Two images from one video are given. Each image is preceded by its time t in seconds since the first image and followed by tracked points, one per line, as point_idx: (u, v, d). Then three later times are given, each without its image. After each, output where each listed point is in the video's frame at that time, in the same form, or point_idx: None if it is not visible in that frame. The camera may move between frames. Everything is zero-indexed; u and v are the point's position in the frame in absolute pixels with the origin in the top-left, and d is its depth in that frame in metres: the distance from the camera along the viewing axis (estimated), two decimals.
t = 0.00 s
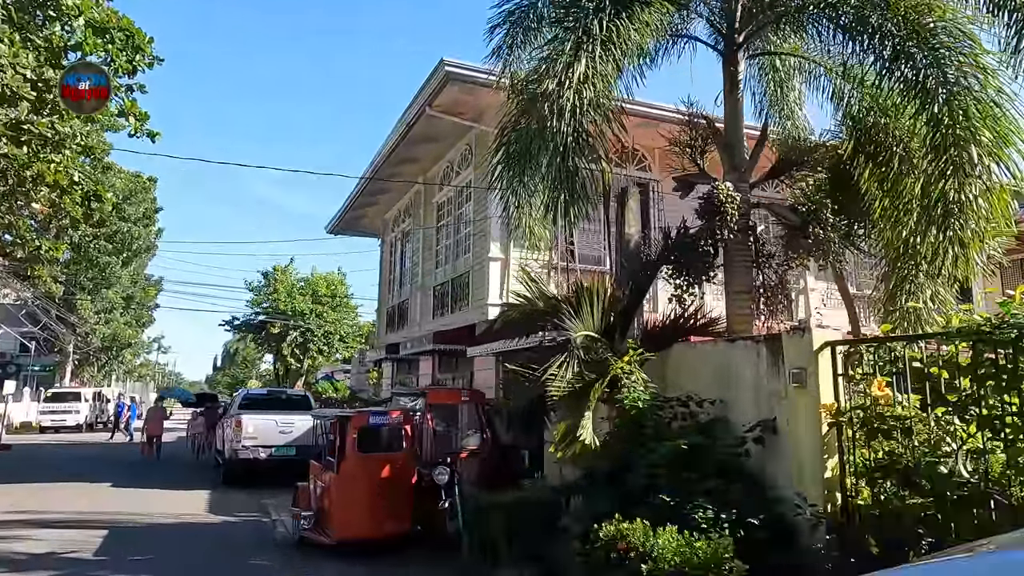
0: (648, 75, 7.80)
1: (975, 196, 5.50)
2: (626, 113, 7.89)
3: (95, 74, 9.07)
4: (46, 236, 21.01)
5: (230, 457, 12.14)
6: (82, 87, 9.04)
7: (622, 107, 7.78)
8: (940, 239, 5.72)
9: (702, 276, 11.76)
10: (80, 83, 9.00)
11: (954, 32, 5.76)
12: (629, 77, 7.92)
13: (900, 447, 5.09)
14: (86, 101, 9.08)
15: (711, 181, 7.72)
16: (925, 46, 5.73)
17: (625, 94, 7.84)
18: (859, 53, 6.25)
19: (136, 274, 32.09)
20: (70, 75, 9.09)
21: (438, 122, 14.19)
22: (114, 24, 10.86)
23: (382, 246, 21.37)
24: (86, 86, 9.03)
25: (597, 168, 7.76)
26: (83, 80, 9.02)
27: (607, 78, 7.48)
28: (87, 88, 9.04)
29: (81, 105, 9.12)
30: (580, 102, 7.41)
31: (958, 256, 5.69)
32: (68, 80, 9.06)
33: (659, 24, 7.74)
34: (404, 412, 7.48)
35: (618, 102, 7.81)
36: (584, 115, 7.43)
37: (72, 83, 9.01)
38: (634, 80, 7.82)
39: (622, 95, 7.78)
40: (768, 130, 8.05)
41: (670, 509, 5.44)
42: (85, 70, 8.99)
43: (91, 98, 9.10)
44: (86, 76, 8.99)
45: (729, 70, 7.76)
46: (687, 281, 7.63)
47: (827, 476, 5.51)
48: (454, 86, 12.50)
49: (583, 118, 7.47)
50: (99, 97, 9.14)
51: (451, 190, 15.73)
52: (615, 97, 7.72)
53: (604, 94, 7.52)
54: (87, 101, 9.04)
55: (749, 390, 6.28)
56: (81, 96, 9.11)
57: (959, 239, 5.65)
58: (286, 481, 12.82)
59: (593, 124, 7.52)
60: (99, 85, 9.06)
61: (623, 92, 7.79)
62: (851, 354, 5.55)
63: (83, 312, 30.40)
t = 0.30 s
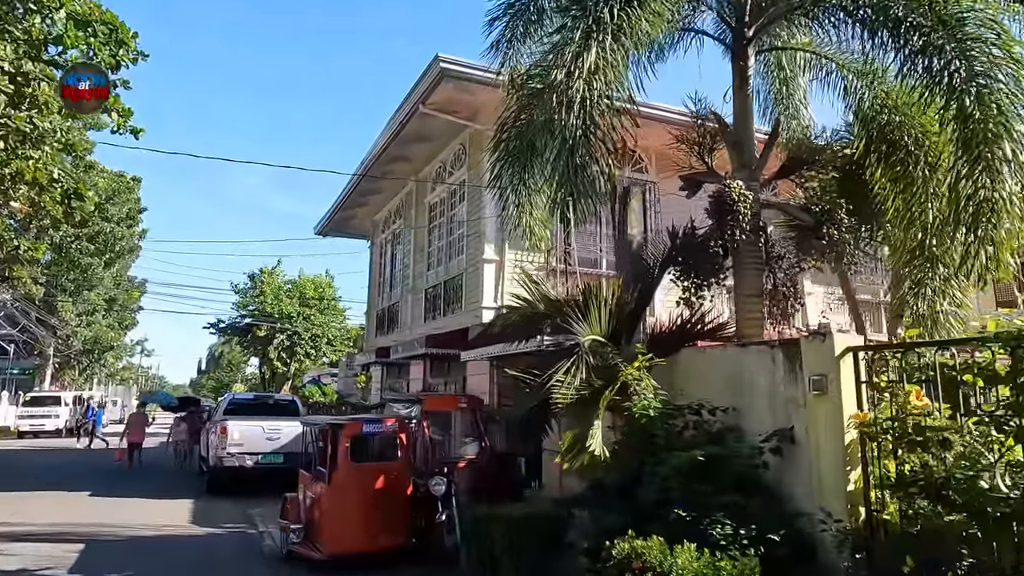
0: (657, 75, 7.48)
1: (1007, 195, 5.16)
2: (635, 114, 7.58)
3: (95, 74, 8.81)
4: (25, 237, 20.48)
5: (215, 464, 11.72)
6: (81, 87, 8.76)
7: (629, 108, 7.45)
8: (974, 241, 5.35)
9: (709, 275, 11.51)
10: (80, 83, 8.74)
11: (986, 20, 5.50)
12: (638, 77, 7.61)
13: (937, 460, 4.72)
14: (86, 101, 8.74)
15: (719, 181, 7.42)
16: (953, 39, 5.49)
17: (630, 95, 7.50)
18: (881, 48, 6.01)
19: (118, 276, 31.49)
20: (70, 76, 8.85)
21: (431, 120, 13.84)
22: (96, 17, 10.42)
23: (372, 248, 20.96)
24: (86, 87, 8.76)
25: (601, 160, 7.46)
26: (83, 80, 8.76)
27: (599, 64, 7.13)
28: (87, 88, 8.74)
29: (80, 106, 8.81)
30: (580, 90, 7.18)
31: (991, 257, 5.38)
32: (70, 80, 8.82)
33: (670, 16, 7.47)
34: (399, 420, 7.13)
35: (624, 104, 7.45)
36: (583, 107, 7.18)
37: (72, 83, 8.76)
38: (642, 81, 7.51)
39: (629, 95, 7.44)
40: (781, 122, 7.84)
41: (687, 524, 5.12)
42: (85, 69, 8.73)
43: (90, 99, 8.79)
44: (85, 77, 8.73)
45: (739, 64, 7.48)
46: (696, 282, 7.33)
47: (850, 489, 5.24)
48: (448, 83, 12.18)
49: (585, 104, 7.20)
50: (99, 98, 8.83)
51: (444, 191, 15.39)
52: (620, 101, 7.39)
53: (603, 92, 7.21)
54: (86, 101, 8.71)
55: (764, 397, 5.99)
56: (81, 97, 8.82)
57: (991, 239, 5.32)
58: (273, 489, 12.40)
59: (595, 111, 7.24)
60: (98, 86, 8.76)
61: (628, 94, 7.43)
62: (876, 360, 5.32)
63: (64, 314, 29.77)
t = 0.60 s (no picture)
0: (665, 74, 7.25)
1: None
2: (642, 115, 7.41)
3: (95, 74, 8.64)
4: (6, 237, 19.99)
5: (200, 470, 11.34)
6: (81, 86, 8.58)
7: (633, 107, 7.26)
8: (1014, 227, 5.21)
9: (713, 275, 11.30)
10: (80, 82, 8.56)
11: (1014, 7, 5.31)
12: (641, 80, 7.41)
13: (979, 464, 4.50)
14: (85, 100, 8.54)
15: (728, 175, 7.18)
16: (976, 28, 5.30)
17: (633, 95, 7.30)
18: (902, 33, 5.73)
19: (102, 278, 30.94)
20: (70, 75, 8.72)
21: (426, 117, 13.55)
22: (80, 9, 10.07)
23: (363, 248, 20.61)
24: (86, 86, 8.59)
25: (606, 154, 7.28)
26: (83, 80, 8.53)
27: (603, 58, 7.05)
28: (86, 87, 8.57)
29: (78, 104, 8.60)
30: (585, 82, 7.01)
31: None
32: (69, 80, 8.66)
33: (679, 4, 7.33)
34: (397, 423, 6.82)
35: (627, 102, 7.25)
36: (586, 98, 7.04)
37: (72, 82, 8.60)
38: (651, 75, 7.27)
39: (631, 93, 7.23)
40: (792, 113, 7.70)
41: (706, 533, 4.84)
42: (84, 69, 8.54)
43: (89, 95, 8.63)
44: (85, 76, 8.55)
45: (749, 55, 7.21)
46: (707, 280, 7.12)
47: (876, 494, 4.98)
48: (443, 79, 11.90)
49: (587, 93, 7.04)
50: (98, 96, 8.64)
51: (438, 189, 15.09)
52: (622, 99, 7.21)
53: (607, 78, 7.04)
54: (85, 100, 8.46)
55: (782, 400, 5.73)
56: (79, 95, 8.64)
57: None
58: (261, 495, 12.03)
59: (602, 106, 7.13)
60: (98, 85, 8.58)
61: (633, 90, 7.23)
62: (900, 358, 5.11)
63: (46, 317, 29.18)
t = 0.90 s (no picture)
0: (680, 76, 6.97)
1: None
2: (653, 119, 7.16)
3: (96, 73, 8.08)
4: None
5: (186, 477, 10.96)
6: (82, 88, 8.04)
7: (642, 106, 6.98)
8: None
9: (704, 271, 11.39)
10: (80, 82, 8.02)
11: None
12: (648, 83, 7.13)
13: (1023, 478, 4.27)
14: (86, 102, 8.01)
15: (742, 174, 6.92)
16: (1001, 30, 5.19)
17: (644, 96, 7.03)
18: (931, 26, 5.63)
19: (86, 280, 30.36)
20: (71, 75, 8.13)
21: (421, 115, 13.24)
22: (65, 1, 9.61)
23: (353, 250, 20.25)
24: (86, 87, 8.04)
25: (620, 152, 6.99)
26: (83, 80, 8.01)
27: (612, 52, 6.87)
28: (87, 88, 8.01)
29: (79, 106, 8.08)
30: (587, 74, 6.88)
31: None
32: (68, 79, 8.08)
33: None
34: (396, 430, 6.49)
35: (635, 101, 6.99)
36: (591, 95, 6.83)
37: (72, 82, 8.04)
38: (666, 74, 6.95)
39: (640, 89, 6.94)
40: (805, 106, 7.48)
41: (730, 548, 4.56)
42: (85, 69, 7.98)
43: (90, 98, 8.05)
44: (86, 75, 8.00)
45: (762, 48, 6.96)
46: (719, 283, 6.80)
47: (908, 507, 4.71)
48: (439, 76, 11.60)
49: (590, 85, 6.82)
50: (100, 98, 8.08)
51: (433, 190, 14.83)
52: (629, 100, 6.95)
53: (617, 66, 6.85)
54: (86, 102, 7.96)
55: (804, 406, 5.45)
56: (80, 97, 8.08)
57: None
58: (249, 503, 11.65)
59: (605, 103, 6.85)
60: (101, 86, 8.04)
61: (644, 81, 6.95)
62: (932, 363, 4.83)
63: (27, 319, 28.55)
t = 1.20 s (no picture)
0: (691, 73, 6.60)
1: None
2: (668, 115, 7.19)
3: (96, 73, 7.75)
4: None
5: (170, 482, 10.57)
6: (81, 87, 7.73)
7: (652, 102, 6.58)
8: None
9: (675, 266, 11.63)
10: (80, 82, 7.71)
11: None
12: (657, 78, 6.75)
13: None
14: (86, 102, 7.72)
15: (753, 167, 6.65)
16: None
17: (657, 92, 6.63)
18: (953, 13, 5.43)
19: (70, 281, 29.78)
20: (70, 75, 7.83)
21: (415, 111, 12.94)
22: None
23: (344, 251, 19.91)
24: (86, 87, 7.73)
25: (630, 143, 6.59)
26: (83, 80, 7.71)
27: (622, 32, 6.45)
28: (87, 88, 7.70)
29: (78, 106, 7.79)
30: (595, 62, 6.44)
31: None
32: (67, 79, 7.77)
33: None
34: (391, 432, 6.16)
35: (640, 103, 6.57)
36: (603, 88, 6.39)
37: (71, 82, 7.73)
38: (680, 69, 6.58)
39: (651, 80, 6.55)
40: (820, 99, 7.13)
41: (753, 558, 4.28)
42: (85, 68, 7.67)
43: (90, 98, 7.76)
44: (86, 75, 7.70)
45: (773, 37, 6.71)
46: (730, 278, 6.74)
47: (940, 514, 4.45)
48: (435, 70, 11.31)
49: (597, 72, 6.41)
50: (100, 99, 7.79)
51: (427, 188, 14.56)
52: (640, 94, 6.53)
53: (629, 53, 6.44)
54: (86, 101, 7.66)
55: (824, 407, 5.18)
56: (79, 96, 7.79)
57: None
58: (236, 509, 11.26)
59: (610, 89, 6.39)
60: (101, 85, 7.73)
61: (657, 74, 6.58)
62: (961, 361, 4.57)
63: (9, 321, 27.91)
